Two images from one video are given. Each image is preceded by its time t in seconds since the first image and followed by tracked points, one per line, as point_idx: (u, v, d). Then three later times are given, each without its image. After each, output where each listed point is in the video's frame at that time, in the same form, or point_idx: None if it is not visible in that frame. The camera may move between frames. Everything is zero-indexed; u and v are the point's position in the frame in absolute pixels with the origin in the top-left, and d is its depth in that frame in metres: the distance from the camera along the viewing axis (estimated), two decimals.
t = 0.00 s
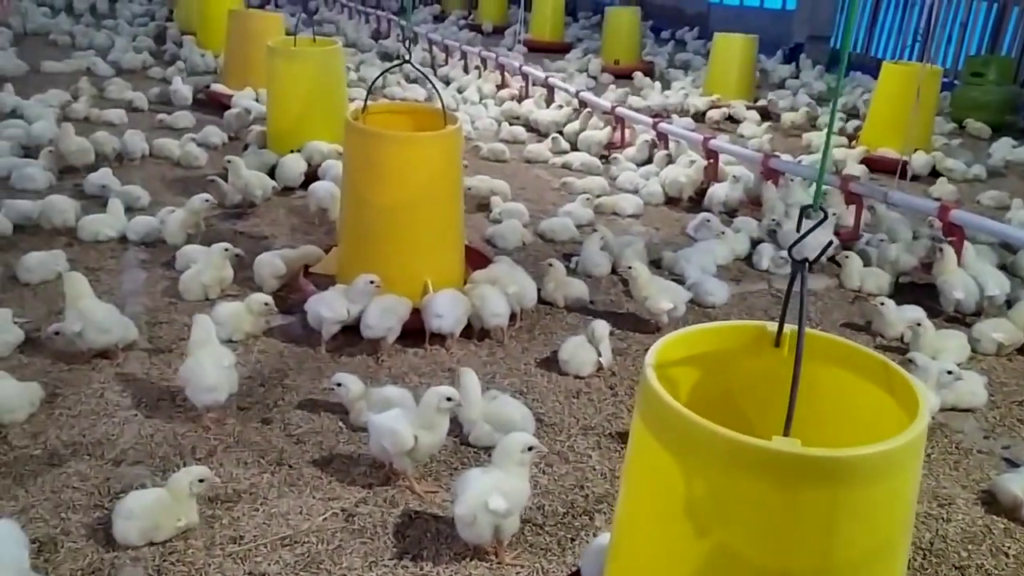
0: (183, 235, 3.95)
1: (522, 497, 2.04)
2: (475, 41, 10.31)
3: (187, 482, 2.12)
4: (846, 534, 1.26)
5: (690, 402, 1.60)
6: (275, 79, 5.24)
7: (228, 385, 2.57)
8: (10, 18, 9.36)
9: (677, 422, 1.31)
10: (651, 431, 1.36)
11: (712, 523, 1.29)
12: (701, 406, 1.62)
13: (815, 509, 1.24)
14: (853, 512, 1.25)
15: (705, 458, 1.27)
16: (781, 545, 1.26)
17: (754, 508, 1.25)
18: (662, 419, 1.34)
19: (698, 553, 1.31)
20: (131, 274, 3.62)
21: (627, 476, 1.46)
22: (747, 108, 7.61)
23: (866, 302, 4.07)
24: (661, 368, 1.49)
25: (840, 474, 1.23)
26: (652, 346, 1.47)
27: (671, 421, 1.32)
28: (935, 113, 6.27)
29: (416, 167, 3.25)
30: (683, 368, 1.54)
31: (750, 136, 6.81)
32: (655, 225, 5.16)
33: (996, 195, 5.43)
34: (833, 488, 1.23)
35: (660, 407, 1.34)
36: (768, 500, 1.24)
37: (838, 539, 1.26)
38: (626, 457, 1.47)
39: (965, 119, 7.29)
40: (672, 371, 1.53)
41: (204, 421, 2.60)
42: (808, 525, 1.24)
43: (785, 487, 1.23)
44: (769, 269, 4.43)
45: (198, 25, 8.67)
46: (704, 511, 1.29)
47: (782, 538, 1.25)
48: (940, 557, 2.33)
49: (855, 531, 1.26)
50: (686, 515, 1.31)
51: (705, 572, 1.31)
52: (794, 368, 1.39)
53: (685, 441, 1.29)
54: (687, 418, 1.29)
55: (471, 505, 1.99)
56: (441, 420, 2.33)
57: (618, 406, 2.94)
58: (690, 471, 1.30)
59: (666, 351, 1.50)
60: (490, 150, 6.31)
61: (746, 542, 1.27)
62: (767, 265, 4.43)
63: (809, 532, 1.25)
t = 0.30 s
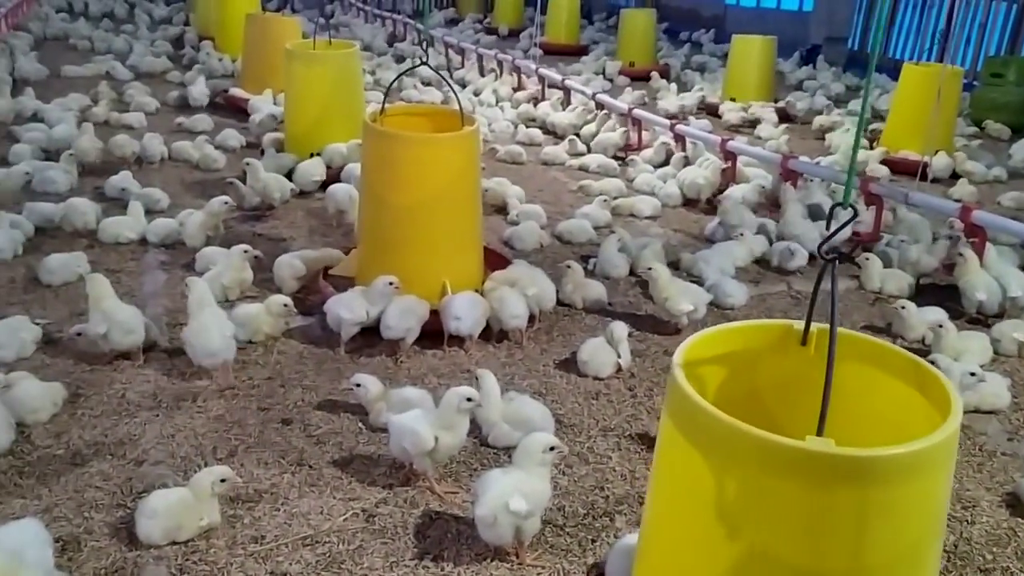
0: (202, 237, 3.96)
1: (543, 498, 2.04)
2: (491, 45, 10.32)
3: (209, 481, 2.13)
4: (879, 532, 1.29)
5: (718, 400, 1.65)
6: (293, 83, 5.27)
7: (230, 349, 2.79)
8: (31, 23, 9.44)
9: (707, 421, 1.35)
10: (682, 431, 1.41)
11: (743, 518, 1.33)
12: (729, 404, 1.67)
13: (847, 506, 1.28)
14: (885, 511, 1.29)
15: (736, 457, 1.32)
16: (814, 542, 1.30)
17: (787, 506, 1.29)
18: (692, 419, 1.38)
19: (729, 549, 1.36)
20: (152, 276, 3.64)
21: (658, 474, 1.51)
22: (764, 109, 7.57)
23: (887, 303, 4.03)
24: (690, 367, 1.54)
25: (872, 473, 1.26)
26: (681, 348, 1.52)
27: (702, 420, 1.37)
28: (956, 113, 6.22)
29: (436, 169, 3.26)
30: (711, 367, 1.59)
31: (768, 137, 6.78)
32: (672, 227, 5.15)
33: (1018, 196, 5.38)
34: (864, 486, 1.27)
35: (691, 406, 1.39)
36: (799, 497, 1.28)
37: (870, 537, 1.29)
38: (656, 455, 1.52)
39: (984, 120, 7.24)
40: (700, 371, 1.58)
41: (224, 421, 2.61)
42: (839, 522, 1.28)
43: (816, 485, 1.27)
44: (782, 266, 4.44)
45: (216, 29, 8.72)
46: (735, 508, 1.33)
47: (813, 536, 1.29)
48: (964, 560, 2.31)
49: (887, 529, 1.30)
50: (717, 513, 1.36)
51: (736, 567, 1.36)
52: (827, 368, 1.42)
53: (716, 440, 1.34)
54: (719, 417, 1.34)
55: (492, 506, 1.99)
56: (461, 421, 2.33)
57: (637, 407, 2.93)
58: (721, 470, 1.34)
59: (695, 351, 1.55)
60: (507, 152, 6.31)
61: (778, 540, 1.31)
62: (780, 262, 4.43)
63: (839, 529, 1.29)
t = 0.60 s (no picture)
0: (219, 238, 3.98)
1: (561, 500, 2.04)
2: (505, 46, 10.32)
3: (228, 482, 2.14)
4: (910, 536, 1.30)
5: (745, 403, 1.65)
6: (310, 86, 5.28)
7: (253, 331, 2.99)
8: (49, 26, 9.52)
9: (736, 425, 1.36)
10: (710, 434, 1.42)
11: (773, 522, 1.34)
12: (756, 407, 1.67)
13: (878, 511, 1.28)
14: (916, 515, 1.29)
15: (766, 460, 1.32)
16: (844, 547, 1.30)
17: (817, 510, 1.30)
18: (721, 422, 1.39)
19: (759, 552, 1.36)
20: (170, 278, 3.66)
21: (686, 477, 1.52)
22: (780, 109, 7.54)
23: (905, 305, 4.01)
24: (717, 371, 1.55)
25: (904, 477, 1.27)
26: (709, 351, 1.53)
27: (731, 423, 1.37)
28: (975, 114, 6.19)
29: (454, 171, 3.27)
30: (738, 370, 1.60)
31: (784, 137, 6.75)
32: (688, 228, 5.13)
33: None
34: (895, 490, 1.27)
35: (720, 409, 1.40)
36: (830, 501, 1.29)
37: (901, 541, 1.29)
38: (685, 458, 1.53)
39: (1003, 120, 7.19)
40: (727, 374, 1.59)
41: (243, 422, 2.63)
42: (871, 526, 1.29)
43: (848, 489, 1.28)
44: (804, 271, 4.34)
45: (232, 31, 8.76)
46: (765, 512, 1.34)
47: (843, 540, 1.30)
48: (984, 564, 2.29)
49: (918, 533, 1.30)
50: (747, 517, 1.37)
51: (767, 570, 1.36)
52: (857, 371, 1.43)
53: (745, 444, 1.35)
54: (749, 421, 1.34)
55: (510, 508, 1.99)
56: (479, 422, 2.33)
57: (654, 409, 2.93)
58: (751, 474, 1.35)
59: (722, 354, 1.56)
60: (522, 153, 6.31)
61: (808, 544, 1.32)
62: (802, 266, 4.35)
63: (871, 533, 1.29)
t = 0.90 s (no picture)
0: (238, 240, 4.00)
1: (581, 502, 2.04)
2: (520, 48, 10.33)
3: (249, 483, 2.15)
4: (943, 543, 1.30)
5: (772, 408, 1.66)
6: (327, 87, 5.30)
7: (265, 330, 3.02)
8: (67, 28, 9.59)
9: (766, 431, 1.37)
10: (740, 440, 1.42)
11: (805, 528, 1.34)
12: (783, 411, 1.67)
13: (912, 516, 1.28)
14: (949, 521, 1.29)
15: (797, 466, 1.33)
16: (877, 554, 1.30)
17: (850, 517, 1.30)
18: (751, 429, 1.40)
19: (790, 558, 1.37)
20: (189, 279, 3.68)
21: (714, 482, 1.53)
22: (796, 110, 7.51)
23: (925, 307, 3.99)
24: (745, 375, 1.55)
25: (937, 484, 1.27)
26: (735, 357, 1.54)
27: (761, 430, 1.38)
28: (994, 116, 6.15)
29: (473, 173, 3.27)
30: (764, 375, 1.60)
31: (801, 139, 6.72)
32: (705, 230, 5.11)
33: None
34: (929, 497, 1.27)
35: (749, 414, 1.40)
36: (864, 508, 1.29)
37: (934, 549, 1.30)
38: (713, 463, 1.53)
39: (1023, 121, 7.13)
40: (755, 379, 1.59)
41: (263, 423, 2.64)
42: (904, 532, 1.28)
43: (881, 495, 1.28)
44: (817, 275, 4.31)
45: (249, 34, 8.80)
46: (798, 518, 1.34)
47: (876, 546, 1.30)
48: (1005, 568, 2.27)
49: (951, 541, 1.30)
50: (778, 524, 1.37)
51: None
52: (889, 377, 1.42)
53: (775, 450, 1.35)
54: (780, 427, 1.35)
55: (530, 510, 1.99)
56: (498, 423, 2.33)
57: (673, 411, 2.92)
58: (782, 482, 1.35)
59: (749, 359, 1.56)
60: (538, 155, 6.31)
61: (840, 552, 1.32)
62: (815, 271, 4.31)
63: (905, 539, 1.29)
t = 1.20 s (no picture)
0: (253, 241, 4.01)
1: (599, 505, 2.03)
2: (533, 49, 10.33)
3: (267, 484, 2.16)
4: (970, 551, 1.29)
5: (793, 414, 1.65)
6: (343, 88, 5.31)
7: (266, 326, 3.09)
8: (83, 31, 9.65)
9: (789, 438, 1.36)
10: (762, 447, 1.42)
11: (828, 536, 1.33)
12: (804, 416, 1.67)
13: (938, 524, 1.27)
14: (976, 529, 1.28)
15: (821, 473, 1.32)
16: (902, 563, 1.29)
17: (875, 525, 1.29)
18: (773, 435, 1.39)
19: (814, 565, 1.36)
20: (206, 280, 3.69)
21: (735, 489, 1.52)
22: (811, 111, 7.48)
23: (942, 309, 3.96)
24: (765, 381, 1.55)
25: (964, 492, 1.26)
26: (756, 362, 1.53)
27: (783, 437, 1.37)
28: (1012, 115, 6.11)
29: (490, 175, 3.27)
30: (785, 381, 1.60)
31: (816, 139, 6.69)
32: (720, 231, 5.09)
33: None
34: (955, 504, 1.26)
35: (771, 422, 1.39)
36: (889, 515, 1.28)
37: (959, 557, 1.29)
38: (733, 470, 1.53)
39: None
40: (775, 385, 1.58)
41: (280, 424, 2.64)
42: (931, 540, 1.28)
43: (907, 502, 1.27)
44: (832, 276, 4.30)
45: (264, 36, 8.84)
46: (821, 525, 1.34)
47: (902, 555, 1.29)
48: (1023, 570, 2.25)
49: (978, 548, 1.30)
50: (801, 531, 1.37)
51: None
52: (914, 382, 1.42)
53: (799, 458, 1.34)
54: (804, 434, 1.34)
55: (550, 512, 1.99)
56: (516, 426, 2.33)
57: (689, 413, 2.91)
58: (805, 489, 1.35)
59: (769, 364, 1.55)
60: (552, 156, 6.31)
61: (864, 560, 1.31)
62: (832, 272, 4.29)
63: (931, 546, 1.28)
